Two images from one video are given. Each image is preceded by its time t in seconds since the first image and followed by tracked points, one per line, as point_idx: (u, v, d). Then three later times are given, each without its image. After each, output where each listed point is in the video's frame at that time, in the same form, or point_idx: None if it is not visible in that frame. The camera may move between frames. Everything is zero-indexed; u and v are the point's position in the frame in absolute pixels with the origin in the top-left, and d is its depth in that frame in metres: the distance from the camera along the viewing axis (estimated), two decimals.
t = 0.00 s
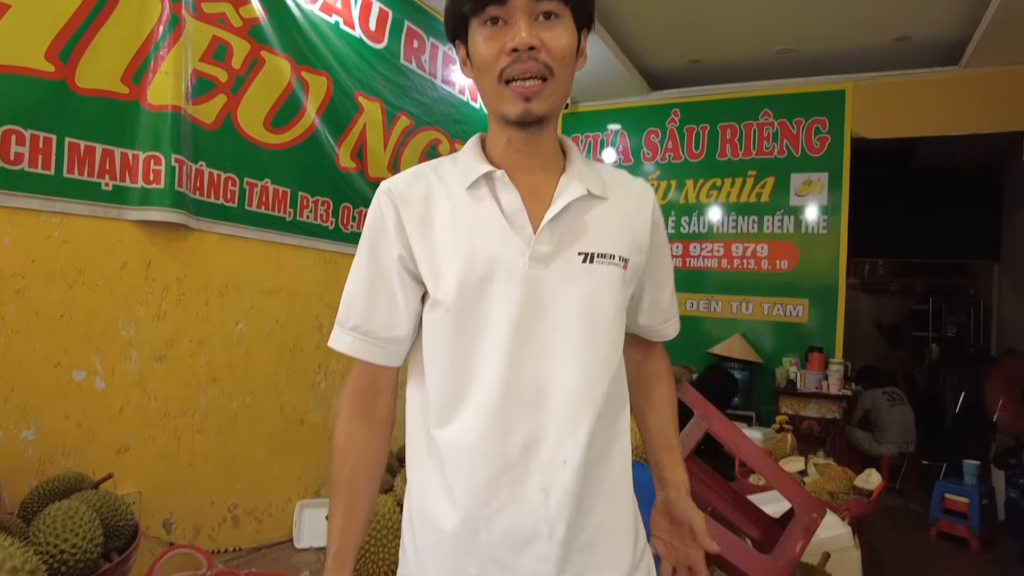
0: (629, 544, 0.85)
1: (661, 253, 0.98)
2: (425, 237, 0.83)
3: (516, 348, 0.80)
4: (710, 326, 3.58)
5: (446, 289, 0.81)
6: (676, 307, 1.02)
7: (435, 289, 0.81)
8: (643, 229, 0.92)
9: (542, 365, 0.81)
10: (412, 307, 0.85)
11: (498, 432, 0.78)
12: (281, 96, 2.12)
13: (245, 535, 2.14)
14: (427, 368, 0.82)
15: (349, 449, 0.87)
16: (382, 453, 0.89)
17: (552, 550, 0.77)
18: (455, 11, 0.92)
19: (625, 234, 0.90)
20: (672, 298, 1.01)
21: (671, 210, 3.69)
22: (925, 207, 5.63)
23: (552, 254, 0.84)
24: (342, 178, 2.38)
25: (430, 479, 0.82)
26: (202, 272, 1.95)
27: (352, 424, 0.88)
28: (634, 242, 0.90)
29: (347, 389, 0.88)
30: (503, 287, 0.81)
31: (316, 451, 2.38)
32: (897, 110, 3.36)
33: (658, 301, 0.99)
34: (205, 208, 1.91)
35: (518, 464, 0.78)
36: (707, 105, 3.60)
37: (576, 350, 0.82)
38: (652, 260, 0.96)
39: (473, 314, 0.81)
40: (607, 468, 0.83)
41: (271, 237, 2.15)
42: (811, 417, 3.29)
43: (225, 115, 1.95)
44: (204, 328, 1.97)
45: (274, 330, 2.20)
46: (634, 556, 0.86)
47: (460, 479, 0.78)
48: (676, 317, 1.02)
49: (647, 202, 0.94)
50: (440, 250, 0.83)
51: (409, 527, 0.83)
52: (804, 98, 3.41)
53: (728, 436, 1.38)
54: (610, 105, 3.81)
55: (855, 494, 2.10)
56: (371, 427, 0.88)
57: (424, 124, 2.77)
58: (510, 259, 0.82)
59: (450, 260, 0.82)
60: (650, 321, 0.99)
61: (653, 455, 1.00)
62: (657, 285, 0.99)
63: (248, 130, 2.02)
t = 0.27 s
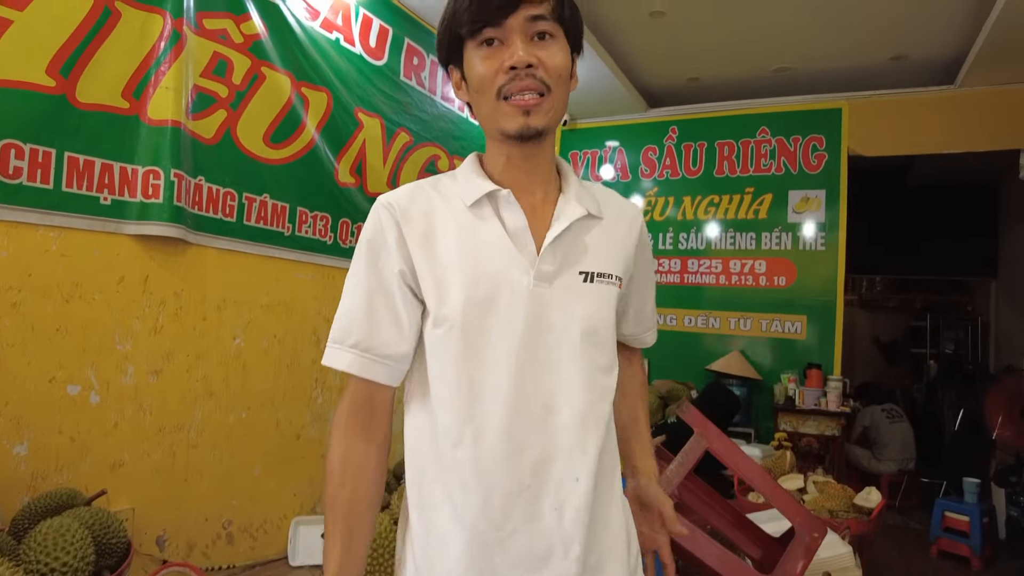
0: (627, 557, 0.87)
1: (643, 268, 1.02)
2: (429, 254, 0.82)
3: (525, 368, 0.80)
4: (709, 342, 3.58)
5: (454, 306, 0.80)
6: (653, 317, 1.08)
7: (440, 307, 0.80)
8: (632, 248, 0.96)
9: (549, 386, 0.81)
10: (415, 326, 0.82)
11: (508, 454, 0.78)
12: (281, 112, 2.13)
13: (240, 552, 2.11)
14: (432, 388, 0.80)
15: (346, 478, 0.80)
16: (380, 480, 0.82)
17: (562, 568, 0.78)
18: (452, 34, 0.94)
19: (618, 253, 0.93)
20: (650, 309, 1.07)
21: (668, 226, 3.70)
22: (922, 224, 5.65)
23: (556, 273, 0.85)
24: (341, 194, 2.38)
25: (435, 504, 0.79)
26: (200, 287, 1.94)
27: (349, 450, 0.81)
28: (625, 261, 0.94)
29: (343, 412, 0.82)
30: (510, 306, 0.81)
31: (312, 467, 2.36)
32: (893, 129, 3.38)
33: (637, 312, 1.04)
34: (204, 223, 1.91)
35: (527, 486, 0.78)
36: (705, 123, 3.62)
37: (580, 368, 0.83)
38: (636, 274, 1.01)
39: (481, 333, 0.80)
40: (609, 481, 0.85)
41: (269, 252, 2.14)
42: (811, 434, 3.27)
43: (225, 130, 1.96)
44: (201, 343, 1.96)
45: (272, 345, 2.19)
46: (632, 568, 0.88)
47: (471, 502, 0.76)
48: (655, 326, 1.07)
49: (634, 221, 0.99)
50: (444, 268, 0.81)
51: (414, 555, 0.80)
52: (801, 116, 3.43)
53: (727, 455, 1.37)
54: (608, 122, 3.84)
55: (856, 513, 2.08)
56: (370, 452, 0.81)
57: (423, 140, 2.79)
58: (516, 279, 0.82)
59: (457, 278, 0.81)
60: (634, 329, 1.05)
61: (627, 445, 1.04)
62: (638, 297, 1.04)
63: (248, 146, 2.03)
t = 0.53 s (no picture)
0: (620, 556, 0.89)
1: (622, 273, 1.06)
2: (428, 261, 0.80)
3: (527, 374, 0.81)
4: (705, 349, 3.58)
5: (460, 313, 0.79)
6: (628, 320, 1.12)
7: (444, 313, 0.78)
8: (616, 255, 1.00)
9: (549, 392, 0.82)
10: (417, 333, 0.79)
11: (514, 460, 0.78)
12: (276, 118, 2.14)
13: (232, 559, 2.10)
14: (435, 397, 0.78)
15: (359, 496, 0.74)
16: (390, 496, 0.77)
17: (566, 571, 0.79)
18: (452, 38, 0.93)
19: (605, 259, 0.96)
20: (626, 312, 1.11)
21: (664, 233, 3.71)
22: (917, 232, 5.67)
23: (551, 281, 0.87)
24: (336, 200, 2.38)
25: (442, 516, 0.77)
26: (193, 293, 1.94)
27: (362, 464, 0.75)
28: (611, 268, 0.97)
29: (349, 424, 0.76)
30: (511, 313, 0.81)
31: (306, 474, 2.35)
32: (888, 137, 3.40)
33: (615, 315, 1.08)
34: (198, 229, 1.91)
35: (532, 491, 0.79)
36: (700, 130, 3.64)
37: (577, 374, 0.85)
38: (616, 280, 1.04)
39: (484, 340, 0.79)
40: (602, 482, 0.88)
41: (263, 258, 2.14)
42: (806, 441, 3.24)
43: (220, 137, 1.96)
44: (194, 349, 1.95)
45: (265, 352, 2.18)
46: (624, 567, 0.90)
47: (481, 511, 0.75)
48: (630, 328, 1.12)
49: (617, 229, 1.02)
50: (446, 273, 0.80)
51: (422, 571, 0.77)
52: (796, 124, 3.45)
53: (720, 462, 1.37)
54: (603, 129, 3.86)
55: (851, 521, 2.08)
56: (380, 465, 0.76)
57: (419, 147, 2.79)
58: (517, 286, 0.82)
59: (460, 284, 0.79)
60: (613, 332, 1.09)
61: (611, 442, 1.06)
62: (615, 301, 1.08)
63: (243, 152, 2.03)
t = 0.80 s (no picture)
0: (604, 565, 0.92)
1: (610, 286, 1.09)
2: (437, 271, 0.79)
3: (529, 389, 0.82)
4: (697, 356, 3.59)
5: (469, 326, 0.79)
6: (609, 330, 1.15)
7: (453, 328, 0.78)
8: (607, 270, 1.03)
9: (547, 407, 0.84)
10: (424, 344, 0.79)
11: (512, 473, 0.80)
12: (268, 126, 2.15)
13: (221, 568, 2.09)
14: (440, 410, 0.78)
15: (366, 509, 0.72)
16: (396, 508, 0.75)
17: None
18: (473, 46, 0.91)
19: (599, 276, 0.99)
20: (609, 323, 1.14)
21: (656, 241, 3.73)
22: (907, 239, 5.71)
23: (552, 296, 0.88)
24: (328, 208, 2.39)
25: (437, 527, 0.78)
26: (184, 301, 1.94)
27: (370, 476, 0.73)
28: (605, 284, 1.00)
29: (357, 434, 0.74)
30: (515, 328, 0.83)
31: (297, 482, 2.34)
32: (878, 146, 3.44)
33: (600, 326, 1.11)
34: (189, 237, 1.91)
35: (526, 502, 0.81)
36: (691, 138, 3.67)
37: (575, 389, 0.88)
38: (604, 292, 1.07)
39: (489, 355, 0.81)
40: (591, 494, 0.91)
41: (255, 266, 2.14)
42: (797, 449, 3.24)
43: (211, 145, 1.96)
44: (185, 357, 1.95)
45: (256, 360, 2.18)
46: None
47: (479, 525, 0.77)
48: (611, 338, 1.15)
49: (607, 246, 1.05)
50: (453, 285, 0.80)
51: None
52: (787, 132, 3.47)
53: (706, 469, 1.37)
54: (595, 138, 3.89)
55: (840, 527, 2.08)
56: (389, 478, 0.75)
57: (411, 155, 2.81)
58: (523, 301, 0.84)
59: (468, 297, 0.80)
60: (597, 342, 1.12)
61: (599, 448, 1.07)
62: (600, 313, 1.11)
63: (234, 160, 2.04)
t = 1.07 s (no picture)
0: None
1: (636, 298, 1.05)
2: (473, 276, 0.74)
3: (558, 404, 0.78)
4: (688, 363, 3.60)
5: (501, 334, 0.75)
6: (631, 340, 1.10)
7: (483, 337, 0.73)
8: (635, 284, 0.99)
9: (574, 424, 0.80)
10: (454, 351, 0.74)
11: (531, 490, 0.76)
12: (259, 133, 2.15)
13: None
14: (466, 419, 0.74)
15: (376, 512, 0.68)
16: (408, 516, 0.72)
17: None
18: (522, 50, 0.85)
19: (628, 289, 0.94)
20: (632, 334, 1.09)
21: (647, 248, 3.75)
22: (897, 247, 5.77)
23: (587, 308, 0.83)
24: (319, 214, 2.39)
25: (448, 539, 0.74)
26: (173, 308, 1.93)
27: (383, 479, 0.68)
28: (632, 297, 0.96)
29: (374, 435, 0.69)
30: (548, 339, 0.78)
31: (287, 490, 2.33)
32: (867, 154, 3.46)
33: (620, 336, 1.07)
34: (179, 244, 1.91)
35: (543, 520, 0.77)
36: (681, 146, 3.70)
37: (602, 406, 0.84)
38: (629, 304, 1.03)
39: (517, 367, 0.76)
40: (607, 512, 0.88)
41: (245, 273, 2.14)
42: (788, 455, 3.23)
43: (201, 152, 1.96)
44: (174, 364, 1.94)
45: (246, 367, 2.17)
46: None
47: (493, 541, 0.73)
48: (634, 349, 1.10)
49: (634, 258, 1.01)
50: (488, 292, 0.75)
51: None
52: (776, 140, 3.50)
53: (696, 476, 1.37)
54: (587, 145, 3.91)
55: (830, 533, 2.09)
56: (405, 484, 0.71)
57: (403, 162, 2.81)
58: (559, 311, 0.79)
59: (502, 306, 0.75)
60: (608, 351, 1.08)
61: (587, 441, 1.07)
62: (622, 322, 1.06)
63: (224, 167, 2.03)
